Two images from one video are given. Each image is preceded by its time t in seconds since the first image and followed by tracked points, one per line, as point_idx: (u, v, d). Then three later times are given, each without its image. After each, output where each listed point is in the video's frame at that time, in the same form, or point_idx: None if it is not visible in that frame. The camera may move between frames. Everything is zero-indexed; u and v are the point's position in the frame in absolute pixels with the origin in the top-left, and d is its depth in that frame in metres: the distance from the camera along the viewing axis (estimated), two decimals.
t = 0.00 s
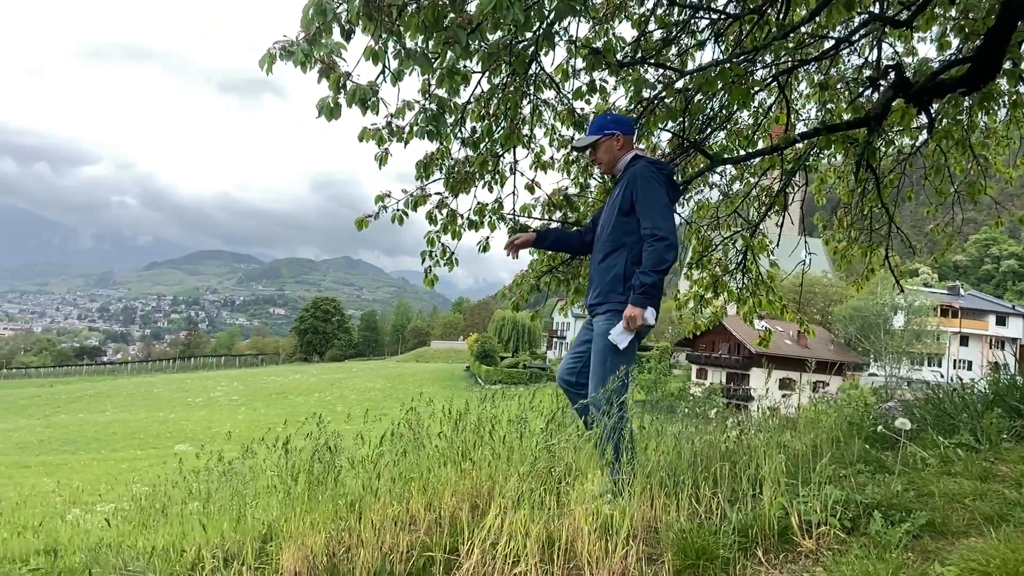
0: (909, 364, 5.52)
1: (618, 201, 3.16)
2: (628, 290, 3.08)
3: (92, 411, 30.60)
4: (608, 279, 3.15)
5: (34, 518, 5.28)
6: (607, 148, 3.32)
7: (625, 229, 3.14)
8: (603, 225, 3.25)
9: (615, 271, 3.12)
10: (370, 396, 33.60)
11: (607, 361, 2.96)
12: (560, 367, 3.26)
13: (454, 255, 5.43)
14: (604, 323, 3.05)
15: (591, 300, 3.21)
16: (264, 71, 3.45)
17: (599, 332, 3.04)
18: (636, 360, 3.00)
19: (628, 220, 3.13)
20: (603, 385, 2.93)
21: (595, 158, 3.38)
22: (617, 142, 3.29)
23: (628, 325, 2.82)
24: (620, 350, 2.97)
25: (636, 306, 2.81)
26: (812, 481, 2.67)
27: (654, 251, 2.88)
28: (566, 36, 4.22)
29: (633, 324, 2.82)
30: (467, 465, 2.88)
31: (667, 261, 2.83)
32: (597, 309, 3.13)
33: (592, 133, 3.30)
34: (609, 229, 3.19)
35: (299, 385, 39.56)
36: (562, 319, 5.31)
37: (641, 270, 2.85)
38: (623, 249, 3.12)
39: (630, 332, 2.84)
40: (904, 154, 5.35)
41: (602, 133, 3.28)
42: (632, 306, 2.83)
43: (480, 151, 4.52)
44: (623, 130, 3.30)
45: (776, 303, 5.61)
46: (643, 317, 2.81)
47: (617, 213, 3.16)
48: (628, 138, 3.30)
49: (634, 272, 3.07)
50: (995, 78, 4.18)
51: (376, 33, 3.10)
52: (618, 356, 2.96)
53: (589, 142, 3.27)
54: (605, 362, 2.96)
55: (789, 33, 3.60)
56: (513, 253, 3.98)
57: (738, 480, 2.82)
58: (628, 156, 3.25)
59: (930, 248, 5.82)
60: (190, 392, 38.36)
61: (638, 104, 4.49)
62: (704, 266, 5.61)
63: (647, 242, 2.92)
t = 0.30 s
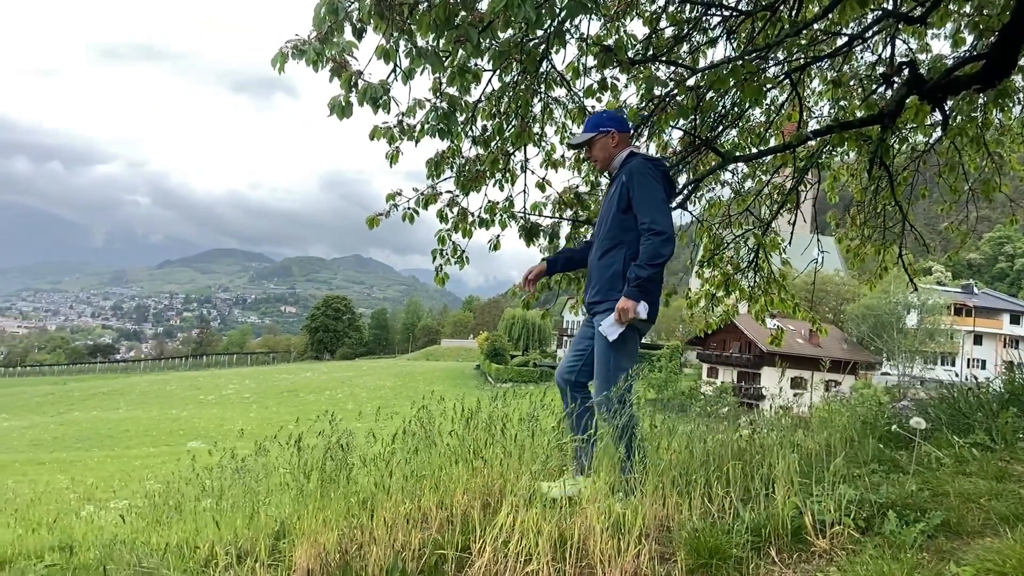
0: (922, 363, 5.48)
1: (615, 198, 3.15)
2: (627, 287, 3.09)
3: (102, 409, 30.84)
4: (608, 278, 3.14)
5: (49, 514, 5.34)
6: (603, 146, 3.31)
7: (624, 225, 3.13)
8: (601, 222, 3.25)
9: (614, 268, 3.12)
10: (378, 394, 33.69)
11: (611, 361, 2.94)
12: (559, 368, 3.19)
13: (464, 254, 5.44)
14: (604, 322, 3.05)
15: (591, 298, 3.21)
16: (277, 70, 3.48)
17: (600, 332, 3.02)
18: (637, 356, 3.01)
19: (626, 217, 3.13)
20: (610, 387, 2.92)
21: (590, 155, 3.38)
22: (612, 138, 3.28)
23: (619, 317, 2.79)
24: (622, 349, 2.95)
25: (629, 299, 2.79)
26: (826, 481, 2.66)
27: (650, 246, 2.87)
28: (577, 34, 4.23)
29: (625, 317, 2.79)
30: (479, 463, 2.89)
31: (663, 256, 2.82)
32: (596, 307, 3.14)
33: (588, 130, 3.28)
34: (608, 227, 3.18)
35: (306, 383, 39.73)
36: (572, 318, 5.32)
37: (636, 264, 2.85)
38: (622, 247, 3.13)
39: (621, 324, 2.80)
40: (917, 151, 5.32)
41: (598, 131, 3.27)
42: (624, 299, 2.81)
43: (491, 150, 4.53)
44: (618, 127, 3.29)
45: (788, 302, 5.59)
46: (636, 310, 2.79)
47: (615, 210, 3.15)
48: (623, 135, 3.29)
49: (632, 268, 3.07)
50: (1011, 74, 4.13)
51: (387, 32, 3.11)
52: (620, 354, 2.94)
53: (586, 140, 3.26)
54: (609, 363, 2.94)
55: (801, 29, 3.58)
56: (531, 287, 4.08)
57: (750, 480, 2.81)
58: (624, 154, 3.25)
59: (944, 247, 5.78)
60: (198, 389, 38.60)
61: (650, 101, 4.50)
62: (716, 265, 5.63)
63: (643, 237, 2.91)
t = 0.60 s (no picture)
0: (936, 363, 5.44)
1: (612, 197, 3.13)
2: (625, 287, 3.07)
3: (112, 406, 31.09)
4: (606, 278, 3.13)
5: (65, 510, 5.41)
6: (597, 147, 3.33)
7: (621, 226, 3.12)
8: (598, 223, 3.23)
9: (612, 268, 3.11)
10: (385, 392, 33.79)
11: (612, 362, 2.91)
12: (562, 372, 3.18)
13: (476, 252, 5.46)
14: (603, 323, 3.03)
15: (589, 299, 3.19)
16: (290, 69, 3.50)
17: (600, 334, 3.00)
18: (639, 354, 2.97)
19: (623, 216, 3.11)
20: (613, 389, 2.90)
21: (584, 155, 3.39)
22: (607, 139, 3.30)
23: (613, 314, 2.79)
24: (622, 350, 2.92)
25: (624, 296, 2.79)
26: (840, 481, 2.64)
27: (647, 244, 2.85)
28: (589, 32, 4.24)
29: (619, 313, 2.79)
30: (490, 461, 2.94)
31: (660, 253, 2.80)
32: (595, 307, 3.12)
33: (583, 131, 3.29)
34: (605, 227, 3.17)
35: (314, 381, 39.90)
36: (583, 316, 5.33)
37: (633, 262, 2.83)
38: (620, 247, 3.11)
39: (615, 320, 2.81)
40: (932, 149, 5.27)
41: (594, 132, 3.27)
42: (619, 296, 2.81)
43: (502, 148, 4.56)
44: (613, 127, 3.30)
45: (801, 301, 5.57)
46: (630, 307, 2.79)
47: (612, 210, 3.13)
48: (619, 135, 3.31)
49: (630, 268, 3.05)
50: None
51: (399, 31, 3.12)
52: (620, 354, 2.92)
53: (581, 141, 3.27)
54: (610, 365, 2.92)
55: (815, 26, 3.55)
56: (557, 317, 4.59)
57: (763, 479, 2.80)
58: (619, 155, 3.27)
59: (958, 245, 5.73)
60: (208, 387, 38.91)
61: (661, 99, 4.52)
62: (728, 263, 5.64)
63: (640, 234, 2.89)
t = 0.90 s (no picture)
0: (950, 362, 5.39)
1: (607, 200, 3.13)
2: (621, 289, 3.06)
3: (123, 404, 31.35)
4: (602, 280, 3.12)
5: (80, 507, 5.46)
6: (593, 150, 3.30)
7: (616, 228, 3.12)
8: (594, 226, 3.23)
9: (608, 271, 3.10)
10: (393, 390, 33.88)
11: (612, 364, 2.92)
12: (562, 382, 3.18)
13: (487, 251, 5.46)
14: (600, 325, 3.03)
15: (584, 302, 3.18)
16: (302, 68, 3.51)
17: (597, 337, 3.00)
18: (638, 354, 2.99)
19: (619, 219, 3.11)
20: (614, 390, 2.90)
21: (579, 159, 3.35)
22: (602, 143, 3.28)
23: (611, 315, 2.80)
24: (621, 352, 2.93)
25: (620, 297, 2.80)
26: (855, 481, 2.63)
27: (645, 246, 2.85)
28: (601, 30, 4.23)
29: (616, 314, 2.79)
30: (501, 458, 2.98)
31: (657, 255, 2.81)
32: (590, 310, 3.10)
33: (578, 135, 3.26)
34: (600, 230, 3.17)
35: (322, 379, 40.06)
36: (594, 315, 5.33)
37: (630, 264, 2.84)
38: (616, 249, 3.10)
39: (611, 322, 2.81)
40: (947, 146, 5.23)
41: (589, 134, 3.25)
42: (616, 297, 2.82)
43: (514, 146, 4.57)
44: (609, 130, 3.28)
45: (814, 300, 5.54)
46: (626, 309, 2.80)
47: (608, 213, 3.13)
48: (614, 138, 3.28)
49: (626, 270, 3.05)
50: None
51: (411, 30, 3.13)
52: (619, 356, 2.92)
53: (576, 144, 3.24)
54: (610, 367, 2.93)
55: (829, 23, 3.52)
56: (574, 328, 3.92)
57: (776, 479, 2.79)
58: (614, 158, 3.23)
59: (973, 244, 5.68)
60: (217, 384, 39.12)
61: (674, 97, 4.52)
62: (740, 262, 5.63)
63: (638, 237, 2.89)
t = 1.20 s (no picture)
0: (966, 361, 5.34)
1: (601, 205, 3.15)
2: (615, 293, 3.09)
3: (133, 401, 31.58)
4: (594, 285, 3.14)
5: (96, 505, 5.51)
6: (588, 156, 3.33)
7: (609, 233, 3.14)
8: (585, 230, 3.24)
9: (600, 275, 3.12)
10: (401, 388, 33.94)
11: (609, 369, 2.96)
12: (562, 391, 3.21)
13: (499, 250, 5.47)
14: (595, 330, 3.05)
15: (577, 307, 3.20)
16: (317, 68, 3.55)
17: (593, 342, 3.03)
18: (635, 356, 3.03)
19: (612, 224, 3.13)
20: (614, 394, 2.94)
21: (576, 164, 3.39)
22: (597, 149, 3.32)
23: (610, 322, 2.83)
24: (617, 356, 2.96)
25: (618, 303, 2.82)
26: (870, 481, 2.62)
27: (641, 252, 2.89)
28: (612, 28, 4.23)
29: (615, 320, 2.82)
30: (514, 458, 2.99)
31: (654, 261, 2.85)
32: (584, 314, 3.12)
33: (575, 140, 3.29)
34: (593, 235, 3.18)
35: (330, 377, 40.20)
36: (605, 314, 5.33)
37: (627, 270, 2.87)
38: (608, 254, 3.13)
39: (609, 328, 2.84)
40: (962, 143, 5.19)
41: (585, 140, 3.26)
42: (613, 303, 2.84)
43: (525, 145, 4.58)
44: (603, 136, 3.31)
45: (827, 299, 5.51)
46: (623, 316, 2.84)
47: (601, 218, 3.15)
48: (609, 144, 3.31)
49: (620, 274, 3.08)
50: None
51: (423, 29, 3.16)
52: (615, 360, 2.96)
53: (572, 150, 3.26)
54: (608, 372, 2.96)
55: (843, 20, 3.50)
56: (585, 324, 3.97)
57: (789, 479, 2.77)
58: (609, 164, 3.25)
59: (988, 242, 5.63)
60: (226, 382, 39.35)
61: (686, 95, 4.50)
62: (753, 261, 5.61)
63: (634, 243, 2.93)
